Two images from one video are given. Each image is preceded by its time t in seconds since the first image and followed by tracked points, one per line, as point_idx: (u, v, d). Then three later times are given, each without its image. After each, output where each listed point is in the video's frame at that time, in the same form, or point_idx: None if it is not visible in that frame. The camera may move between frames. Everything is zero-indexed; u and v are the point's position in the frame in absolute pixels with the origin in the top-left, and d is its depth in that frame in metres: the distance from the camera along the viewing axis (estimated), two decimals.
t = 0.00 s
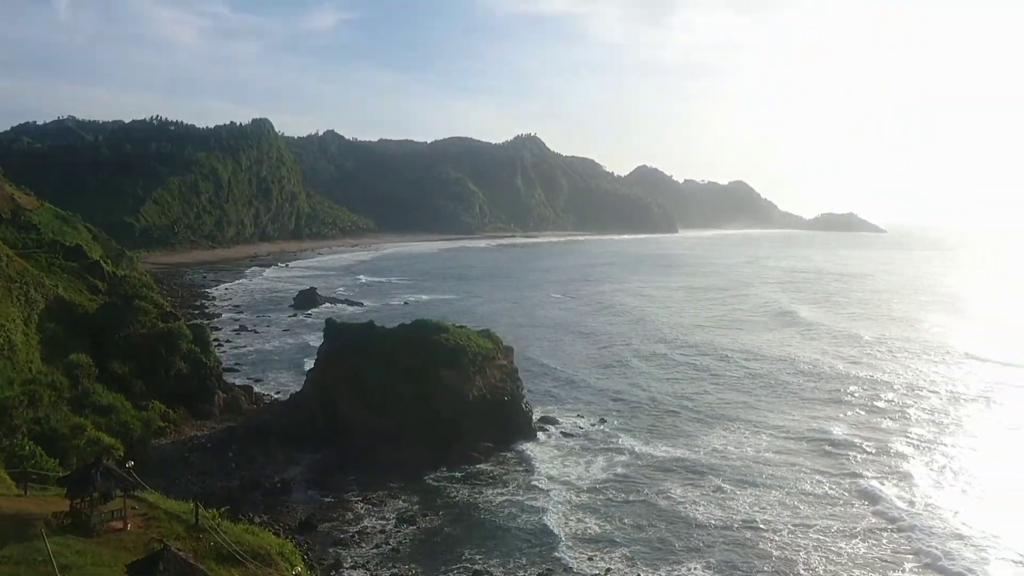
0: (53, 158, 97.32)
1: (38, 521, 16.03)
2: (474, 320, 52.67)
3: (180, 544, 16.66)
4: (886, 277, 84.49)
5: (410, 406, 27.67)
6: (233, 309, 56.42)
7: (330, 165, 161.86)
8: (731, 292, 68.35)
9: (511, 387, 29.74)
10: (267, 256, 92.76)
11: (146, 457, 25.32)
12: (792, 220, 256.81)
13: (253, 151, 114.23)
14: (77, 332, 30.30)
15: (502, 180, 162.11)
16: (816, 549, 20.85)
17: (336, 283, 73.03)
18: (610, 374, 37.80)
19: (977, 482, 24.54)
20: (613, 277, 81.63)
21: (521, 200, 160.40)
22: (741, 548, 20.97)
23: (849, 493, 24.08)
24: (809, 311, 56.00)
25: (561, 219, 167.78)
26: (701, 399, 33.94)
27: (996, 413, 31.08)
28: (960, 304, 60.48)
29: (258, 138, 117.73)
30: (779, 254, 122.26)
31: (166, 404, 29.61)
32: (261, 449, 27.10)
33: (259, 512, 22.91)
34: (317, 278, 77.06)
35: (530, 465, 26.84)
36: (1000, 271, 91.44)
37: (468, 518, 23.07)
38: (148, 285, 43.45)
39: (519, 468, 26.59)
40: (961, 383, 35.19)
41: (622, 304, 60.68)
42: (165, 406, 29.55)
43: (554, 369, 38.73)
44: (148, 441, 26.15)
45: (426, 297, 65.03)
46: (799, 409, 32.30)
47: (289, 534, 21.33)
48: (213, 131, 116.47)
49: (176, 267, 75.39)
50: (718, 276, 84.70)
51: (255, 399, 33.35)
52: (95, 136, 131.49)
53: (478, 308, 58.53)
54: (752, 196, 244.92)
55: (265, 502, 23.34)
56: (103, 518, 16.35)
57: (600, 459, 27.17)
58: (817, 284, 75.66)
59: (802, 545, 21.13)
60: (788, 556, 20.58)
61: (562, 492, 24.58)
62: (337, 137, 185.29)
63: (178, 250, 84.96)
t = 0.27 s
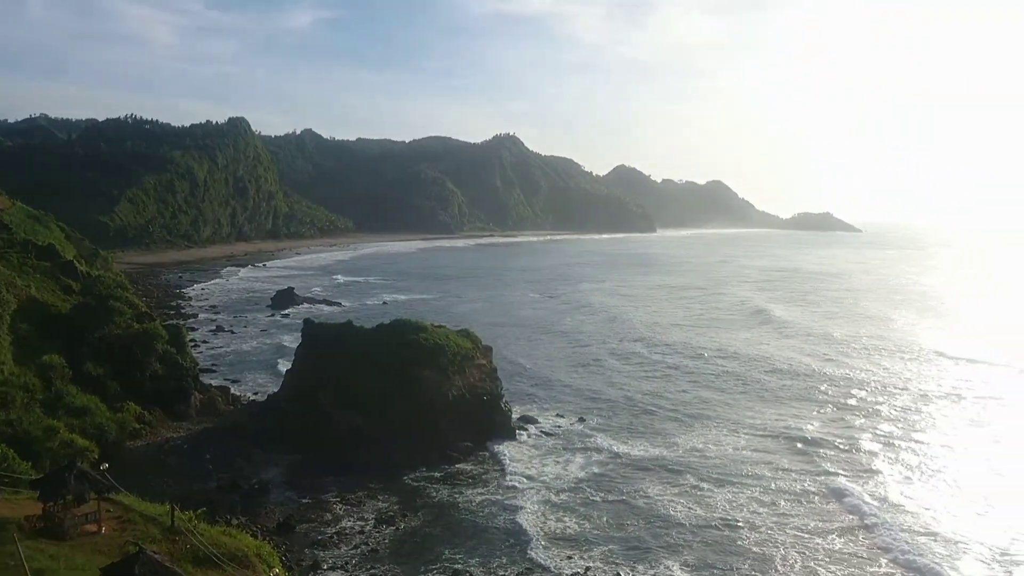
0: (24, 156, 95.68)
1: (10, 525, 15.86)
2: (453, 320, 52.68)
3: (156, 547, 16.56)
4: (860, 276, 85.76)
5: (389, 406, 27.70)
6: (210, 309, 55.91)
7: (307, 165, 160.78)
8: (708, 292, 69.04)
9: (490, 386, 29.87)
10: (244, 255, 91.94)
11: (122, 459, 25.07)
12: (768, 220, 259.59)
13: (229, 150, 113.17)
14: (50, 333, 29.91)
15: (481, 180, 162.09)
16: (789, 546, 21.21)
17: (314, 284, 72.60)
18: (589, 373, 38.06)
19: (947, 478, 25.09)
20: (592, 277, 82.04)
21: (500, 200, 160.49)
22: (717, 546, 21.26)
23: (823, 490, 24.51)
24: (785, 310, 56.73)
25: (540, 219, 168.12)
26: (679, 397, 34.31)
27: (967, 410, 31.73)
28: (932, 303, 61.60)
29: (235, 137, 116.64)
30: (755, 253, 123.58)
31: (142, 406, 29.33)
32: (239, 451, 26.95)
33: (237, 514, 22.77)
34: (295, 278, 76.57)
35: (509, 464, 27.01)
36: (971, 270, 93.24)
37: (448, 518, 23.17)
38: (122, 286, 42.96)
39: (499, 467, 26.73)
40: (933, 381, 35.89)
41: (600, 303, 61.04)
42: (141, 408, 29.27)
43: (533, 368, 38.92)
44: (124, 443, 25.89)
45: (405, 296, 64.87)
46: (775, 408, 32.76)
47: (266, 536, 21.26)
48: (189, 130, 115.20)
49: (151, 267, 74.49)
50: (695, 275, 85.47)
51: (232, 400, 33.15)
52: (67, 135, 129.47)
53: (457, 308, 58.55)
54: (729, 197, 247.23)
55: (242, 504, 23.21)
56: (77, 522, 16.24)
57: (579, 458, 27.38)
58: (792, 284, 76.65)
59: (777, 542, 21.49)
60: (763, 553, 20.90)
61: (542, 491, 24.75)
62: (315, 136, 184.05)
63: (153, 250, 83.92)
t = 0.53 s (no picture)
0: None
1: None
2: (428, 320, 52.75)
3: (128, 551, 16.46)
4: (829, 275, 87.29)
5: (364, 406, 27.71)
6: (182, 310, 55.34)
7: (281, 164, 159.40)
8: (682, 291, 69.76)
9: (466, 386, 30.04)
10: (217, 255, 90.97)
11: (92, 462, 24.76)
12: (741, 220, 262.63)
13: (202, 148, 111.86)
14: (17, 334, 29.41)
15: (457, 180, 161.98)
16: (759, 544, 21.57)
17: (288, 283, 72.12)
18: (564, 373, 38.34)
19: (913, 475, 25.70)
20: (567, 276, 82.46)
21: (476, 199, 160.55)
22: (689, 543, 21.65)
23: (794, 486, 25.08)
24: (756, 309, 57.56)
25: (516, 219, 168.49)
26: (652, 396, 34.70)
27: (931, 407, 32.53)
28: (899, 301, 62.89)
29: (207, 136, 115.33)
30: (728, 253, 125.09)
31: (112, 408, 28.98)
32: (212, 452, 26.71)
33: (209, 515, 22.57)
34: (268, 277, 76.02)
35: (484, 464, 27.16)
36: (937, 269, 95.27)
37: (424, 518, 23.28)
38: (92, 286, 42.37)
39: (475, 467, 26.92)
40: (899, 378, 36.72)
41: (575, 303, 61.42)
42: (112, 410, 28.92)
43: (508, 368, 39.12)
44: (94, 445, 25.56)
45: (380, 296, 64.75)
46: (746, 406, 33.29)
47: (240, 538, 21.19)
48: (160, 128, 113.67)
49: (122, 267, 73.46)
50: (669, 274, 86.30)
51: (205, 401, 32.92)
52: (35, 133, 127.01)
53: (433, 308, 58.55)
54: (702, 196, 249.59)
55: (215, 505, 23.01)
56: (46, 526, 16.15)
57: (554, 458, 27.62)
58: (764, 283, 77.75)
59: (747, 538, 21.93)
60: (734, 550, 21.25)
61: (517, 490, 25.00)
62: (288, 134, 182.48)
63: (124, 250, 82.74)
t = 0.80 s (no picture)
0: None
1: None
2: (400, 320, 52.75)
3: (94, 555, 16.22)
4: (797, 274, 88.90)
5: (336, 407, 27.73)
6: (151, 311, 54.67)
7: (252, 163, 157.75)
8: (654, 290, 70.52)
9: (439, 386, 30.21)
10: (186, 255, 89.83)
11: (59, 466, 24.42)
12: (712, 220, 265.78)
13: (170, 147, 110.30)
14: None
15: (430, 179, 161.71)
16: (727, 546, 21.36)
17: (259, 284, 71.54)
18: (536, 373, 38.68)
19: (879, 468, 26.10)
20: (540, 276, 82.85)
21: (449, 199, 160.40)
22: (659, 546, 21.40)
23: (762, 486, 24.98)
24: (727, 308, 58.43)
25: (489, 219, 168.67)
26: (625, 395, 35.11)
27: (896, 399, 33.29)
28: (865, 300, 64.28)
29: (176, 134, 113.74)
30: (699, 252, 126.62)
31: (79, 411, 28.57)
32: (183, 456, 26.52)
33: (178, 518, 22.39)
34: (239, 278, 75.30)
35: (458, 464, 27.34)
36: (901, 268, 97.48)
37: (398, 519, 23.38)
38: (58, 287, 41.70)
39: (448, 467, 27.11)
40: (865, 374, 37.54)
41: (548, 302, 61.78)
42: (79, 413, 28.51)
43: (481, 368, 39.35)
44: (61, 448, 25.19)
45: (353, 296, 64.54)
46: (716, 404, 33.82)
47: (210, 541, 21.10)
48: (127, 126, 111.82)
49: (89, 268, 72.26)
50: (640, 274, 87.20)
51: (174, 403, 32.63)
52: None
53: (406, 308, 58.47)
54: (674, 196, 252.03)
55: (184, 507, 22.80)
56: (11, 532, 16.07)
57: (528, 458, 27.88)
58: (734, 282, 78.91)
59: (716, 539, 21.81)
60: (703, 549, 21.26)
61: (490, 490, 25.26)
62: (259, 133, 180.56)
63: (90, 250, 81.34)
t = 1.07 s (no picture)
0: None
1: None
2: (369, 319, 52.60)
3: (52, 561, 15.63)
4: (762, 273, 90.44)
5: (305, 406, 27.71)
6: (113, 311, 53.76)
7: (217, 160, 155.49)
8: (622, 289, 71.15)
9: (407, 386, 30.37)
10: (149, 254, 88.33)
11: (20, 470, 24.01)
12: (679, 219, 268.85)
13: (133, 144, 108.21)
14: None
15: (398, 178, 160.96)
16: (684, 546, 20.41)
17: (225, 283, 70.70)
18: (504, 371, 38.95)
19: (845, 463, 25.06)
20: (509, 276, 82.99)
21: (418, 198, 159.82)
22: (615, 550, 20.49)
23: (724, 486, 23.63)
24: (694, 307, 59.23)
25: (458, 218, 168.45)
26: (592, 395, 35.45)
27: (857, 390, 33.91)
28: (828, 298, 65.55)
29: (139, 131, 111.64)
30: (666, 251, 127.97)
31: (41, 414, 28.07)
32: (147, 457, 26.23)
33: (142, 522, 22.10)
34: (204, 277, 74.31)
35: (426, 464, 27.54)
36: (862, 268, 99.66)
37: (366, 519, 23.41)
38: (17, 288, 40.82)
39: (417, 467, 27.28)
40: (827, 369, 38.25)
41: (517, 301, 62.08)
42: (40, 416, 28.03)
43: (449, 368, 39.51)
44: (22, 452, 24.75)
45: (320, 296, 64.14)
46: (682, 399, 34.26)
47: (175, 544, 20.90)
48: (88, 123, 109.46)
49: (48, 267, 70.71)
50: (609, 272, 87.94)
51: (138, 404, 32.25)
52: None
53: (375, 307, 58.32)
54: (642, 196, 254.27)
55: (149, 509, 22.52)
56: None
57: (496, 455, 28.20)
58: (701, 281, 80.06)
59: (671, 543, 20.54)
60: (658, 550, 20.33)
61: (457, 490, 25.31)
62: (224, 130, 177.90)
63: (50, 249, 79.59)
